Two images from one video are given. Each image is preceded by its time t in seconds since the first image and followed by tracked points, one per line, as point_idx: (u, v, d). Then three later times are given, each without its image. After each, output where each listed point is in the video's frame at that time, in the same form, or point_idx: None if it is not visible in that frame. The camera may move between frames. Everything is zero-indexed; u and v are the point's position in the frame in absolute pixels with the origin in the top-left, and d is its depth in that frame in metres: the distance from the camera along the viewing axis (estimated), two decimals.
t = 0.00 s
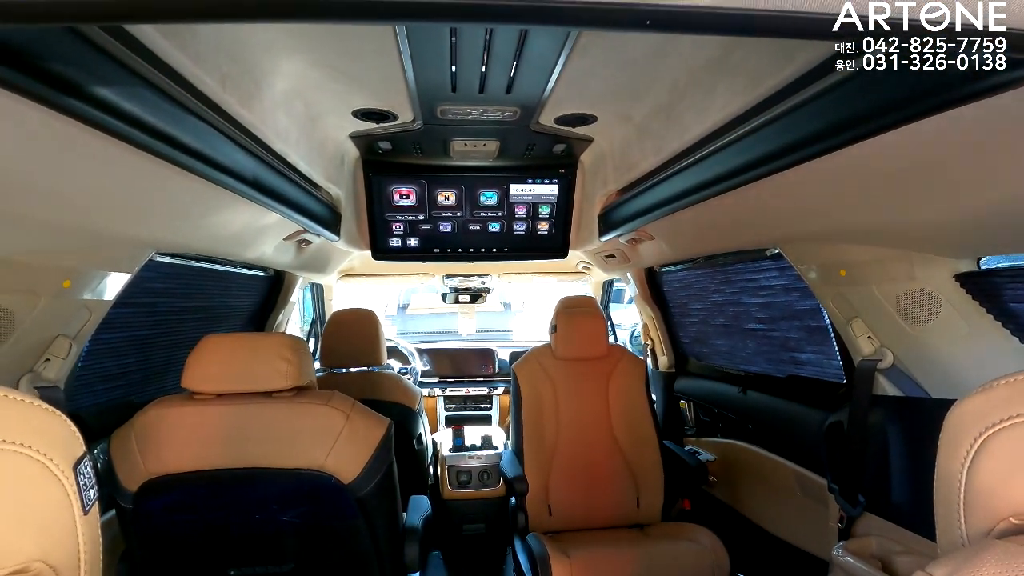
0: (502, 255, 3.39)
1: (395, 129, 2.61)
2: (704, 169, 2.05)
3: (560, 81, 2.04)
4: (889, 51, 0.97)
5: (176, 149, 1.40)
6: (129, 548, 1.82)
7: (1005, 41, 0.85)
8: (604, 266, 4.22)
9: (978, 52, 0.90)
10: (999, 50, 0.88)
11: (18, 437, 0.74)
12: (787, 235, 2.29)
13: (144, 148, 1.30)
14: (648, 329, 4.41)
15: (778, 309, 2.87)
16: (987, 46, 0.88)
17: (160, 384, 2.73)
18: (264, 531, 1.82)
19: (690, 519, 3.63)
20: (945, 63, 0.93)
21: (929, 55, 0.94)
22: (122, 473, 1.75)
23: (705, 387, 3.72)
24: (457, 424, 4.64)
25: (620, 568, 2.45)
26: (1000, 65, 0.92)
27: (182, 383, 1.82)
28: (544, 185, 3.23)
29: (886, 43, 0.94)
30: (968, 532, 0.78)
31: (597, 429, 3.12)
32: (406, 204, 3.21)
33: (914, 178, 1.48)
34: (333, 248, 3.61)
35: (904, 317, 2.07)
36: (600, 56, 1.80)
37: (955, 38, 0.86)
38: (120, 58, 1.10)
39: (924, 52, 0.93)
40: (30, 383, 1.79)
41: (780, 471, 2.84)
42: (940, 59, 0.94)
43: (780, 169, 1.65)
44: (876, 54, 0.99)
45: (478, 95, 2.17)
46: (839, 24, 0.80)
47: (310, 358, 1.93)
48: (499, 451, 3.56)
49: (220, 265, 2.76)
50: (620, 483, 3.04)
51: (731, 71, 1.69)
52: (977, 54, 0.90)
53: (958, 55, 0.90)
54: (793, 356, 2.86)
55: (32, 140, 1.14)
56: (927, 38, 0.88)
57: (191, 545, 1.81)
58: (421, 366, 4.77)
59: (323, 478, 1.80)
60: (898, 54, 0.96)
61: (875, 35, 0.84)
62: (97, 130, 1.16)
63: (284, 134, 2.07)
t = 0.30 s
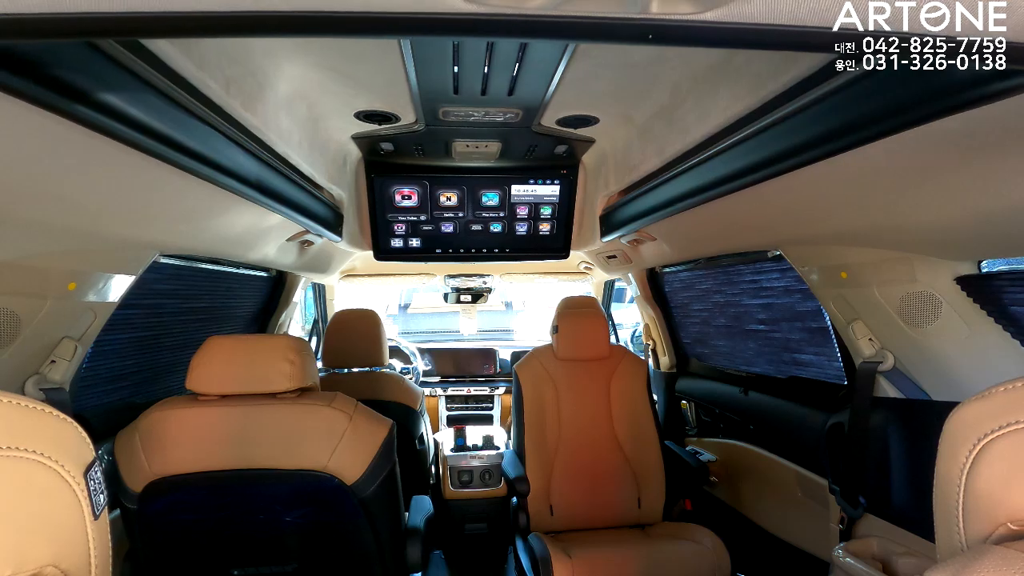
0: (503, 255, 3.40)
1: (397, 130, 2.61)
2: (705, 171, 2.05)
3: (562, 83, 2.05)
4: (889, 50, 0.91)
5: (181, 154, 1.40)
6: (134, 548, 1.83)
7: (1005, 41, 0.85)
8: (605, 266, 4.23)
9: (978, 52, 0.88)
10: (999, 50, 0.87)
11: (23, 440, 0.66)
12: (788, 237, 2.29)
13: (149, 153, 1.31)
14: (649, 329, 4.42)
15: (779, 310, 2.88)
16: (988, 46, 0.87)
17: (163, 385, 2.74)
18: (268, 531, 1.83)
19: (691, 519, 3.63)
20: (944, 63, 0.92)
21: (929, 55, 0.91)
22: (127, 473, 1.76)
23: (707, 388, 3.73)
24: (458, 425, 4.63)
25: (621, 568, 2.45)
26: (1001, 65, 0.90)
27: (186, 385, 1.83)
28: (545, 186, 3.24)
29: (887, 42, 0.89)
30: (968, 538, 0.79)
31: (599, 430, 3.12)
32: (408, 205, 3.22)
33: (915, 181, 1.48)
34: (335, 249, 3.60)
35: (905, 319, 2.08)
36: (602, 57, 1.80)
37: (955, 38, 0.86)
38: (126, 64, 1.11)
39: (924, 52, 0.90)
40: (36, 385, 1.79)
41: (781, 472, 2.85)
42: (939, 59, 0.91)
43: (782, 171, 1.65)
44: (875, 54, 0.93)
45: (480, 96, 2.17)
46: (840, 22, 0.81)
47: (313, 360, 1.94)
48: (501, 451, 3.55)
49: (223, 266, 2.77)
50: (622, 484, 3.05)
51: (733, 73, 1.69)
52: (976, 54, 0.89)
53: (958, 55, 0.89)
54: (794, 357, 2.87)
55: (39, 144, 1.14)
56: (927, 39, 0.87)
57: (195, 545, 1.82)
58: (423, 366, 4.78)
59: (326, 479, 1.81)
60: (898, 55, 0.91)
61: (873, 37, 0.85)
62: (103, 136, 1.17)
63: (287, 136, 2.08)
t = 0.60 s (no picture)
0: (505, 254, 3.40)
1: (399, 129, 2.61)
2: (707, 171, 2.06)
3: (565, 82, 2.06)
4: (890, 50, 0.90)
5: (184, 153, 1.41)
6: (139, 547, 1.84)
7: (1004, 41, 0.84)
8: (608, 266, 4.23)
9: (978, 53, 0.88)
10: (999, 50, 0.86)
11: (25, 438, 0.66)
12: (790, 237, 2.30)
13: (153, 152, 1.31)
14: (651, 329, 4.42)
15: (781, 310, 2.88)
16: (987, 46, 0.87)
17: (166, 384, 2.75)
18: (271, 530, 1.84)
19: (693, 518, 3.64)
20: (944, 64, 0.91)
21: (929, 55, 0.90)
22: (131, 473, 1.77)
23: (709, 387, 3.73)
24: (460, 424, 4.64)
25: (624, 568, 2.45)
26: (1001, 65, 0.89)
27: (190, 384, 1.84)
28: (547, 186, 3.24)
29: (886, 42, 0.89)
30: (971, 538, 0.79)
31: (601, 430, 3.13)
32: (410, 204, 3.23)
33: (918, 180, 1.48)
34: (337, 248, 3.61)
35: (908, 319, 2.08)
36: (603, 57, 1.81)
37: (955, 38, 0.85)
38: (129, 64, 1.11)
39: (924, 52, 0.89)
40: (40, 384, 1.79)
41: (784, 471, 2.84)
42: (940, 60, 0.91)
43: (784, 171, 1.65)
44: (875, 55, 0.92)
45: (482, 95, 2.18)
46: (840, 22, 0.81)
47: (316, 359, 1.95)
48: (504, 450, 3.52)
49: (227, 265, 2.78)
50: (624, 483, 3.05)
51: (735, 73, 1.69)
52: (976, 54, 0.89)
53: (958, 55, 0.89)
54: (796, 356, 2.87)
55: (44, 145, 1.15)
56: (927, 38, 0.86)
57: (199, 544, 1.82)
58: (425, 365, 4.78)
59: (329, 478, 1.82)
60: (899, 55, 0.90)
61: (873, 38, 0.85)
62: (107, 136, 1.17)
63: (290, 135, 2.08)
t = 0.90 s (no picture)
0: (507, 255, 3.41)
1: (402, 130, 2.62)
2: (709, 173, 2.06)
3: (567, 83, 2.06)
4: (890, 50, 0.88)
5: (189, 157, 1.41)
6: (144, 547, 1.85)
7: (1004, 41, 0.84)
8: (609, 266, 4.24)
9: (978, 53, 0.89)
10: (999, 51, 0.87)
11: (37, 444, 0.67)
12: (792, 238, 2.30)
13: (158, 156, 1.32)
14: (653, 329, 4.43)
15: (783, 310, 2.88)
16: (987, 47, 0.87)
17: (170, 384, 2.76)
18: (275, 530, 1.85)
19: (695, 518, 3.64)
20: (944, 64, 0.91)
21: (929, 55, 0.88)
22: (136, 473, 1.78)
23: (710, 387, 3.74)
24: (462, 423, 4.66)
25: (626, 568, 2.46)
26: (1001, 65, 0.90)
27: (195, 385, 1.85)
28: (549, 186, 3.25)
29: (887, 42, 0.86)
30: (971, 541, 0.80)
31: (603, 430, 3.13)
32: (412, 204, 3.24)
33: (919, 182, 1.49)
34: (340, 249, 3.62)
35: (909, 320, 2.09)
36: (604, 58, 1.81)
37: (954, 40, 0.85)
38: (136, 70, 1.12)
39: (925, 51, 0.88)
40: (47, 385, 1.80)
41: (785, 471, 2.85)
42: (940, 59, 0.89)
43: (786, 173, 1.65)
44: (876, 54, 0.89)
45: (485, 97, 2.18)
46: (840, 23, 0.80)
47: (319, 360, 1.96)
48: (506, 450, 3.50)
49: (231, 266, 2.80)
50: (626, 483, 3.06)
51: (736, 75, 1.69)
52: (976, 54, 0.89)
53: (958, 56, 0.89)
54: (798, 356, 2.87)
55: (51, 150, 1.16)
56: (927, 39, 0.85)
57: (204, 544, 1.84)
58: (426, 364, 4.79)
59: (333, 479, 1.83)
60: (899, 55, 0.89)
61: (874, 40, 0.84)
62: (114, 140, 1.18)
63: (293, 137, 2.09)
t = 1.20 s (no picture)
0: (509, 253, 3.42)
1: (404, 129, 2.63)
2: (711, 172, 2.06)
3: (568, 83, 2.07)
4: (891, 49, 0.89)
5: (193, 157, 1.42)
6: (148, 544, 1.86)
7: (1004, 41, 0.84)
8: (610, 264, 4.25)
9: (978, 53, 0.89)
10: (999, 52, 0.88)
11: (50, 440, 0.68)
12: (793, 237, 2.31)
13: (164, 157, 1.33)
14: (654, 327, 4.44)
15: (784, 310, 2.89)
16: (987, 48, 0.88)
17: (174, 382, 2.78)
18: (279, 527, 1.86)
19: (695, 516, 3.66)
20: (944, 64, 0.92)
21: (930, 55, 0.89)
22: (140, 471, 1.79)
23: (712, 385, 3.75)
24: (464, 421, 4.68)
25: (628, 566, 2.47)
26: (1001, 65, 0.91)
27: (199, 383, 1.86)
28: (551, 184, 3.25)
29: (886, 41, 0.86)
30: (970, 537, 0.81)
31: (604, 428, 3.14)
32: (414, 203, 3.25)
33: (920, 181, 1.49)
34: (341, 248, 3.63)
35: (909, 319, 2.10)
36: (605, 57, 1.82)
37: (955, 39, 0.85)
38: (142, 71, 1.13)
39: (925, 51, 0.88)
40: (53, 383, 1.81)
41: (787, 469, 2.86)
42: (940, 59, 0.90)
43: (786, 173, 1.66)
44: (876, 54, 0.90)
45: (487, 97, 2.19)
46: (840, 22, 0.80)
47: (322, 358, 1.97)
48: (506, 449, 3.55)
49: (234, 264, 2.81)
50: (627, 481, 3.07)
51: (737, 76, 1.69)
52: (976, 54, 0.89)
53: (958, 56, 0.90)
54: (799, 355, 2.88)
55: (57, 150, 1.17)
56: (928, 39, 0.86)
57: (208, 541, 1.85)
58: (428, 363, 4.80)
59: (337, 476, 1.84)
60: (899, 55, 0.89)
61: (874, 39, 0.85)
62: (120, 141, 1.19)
63: (295, 137, 2.09)
